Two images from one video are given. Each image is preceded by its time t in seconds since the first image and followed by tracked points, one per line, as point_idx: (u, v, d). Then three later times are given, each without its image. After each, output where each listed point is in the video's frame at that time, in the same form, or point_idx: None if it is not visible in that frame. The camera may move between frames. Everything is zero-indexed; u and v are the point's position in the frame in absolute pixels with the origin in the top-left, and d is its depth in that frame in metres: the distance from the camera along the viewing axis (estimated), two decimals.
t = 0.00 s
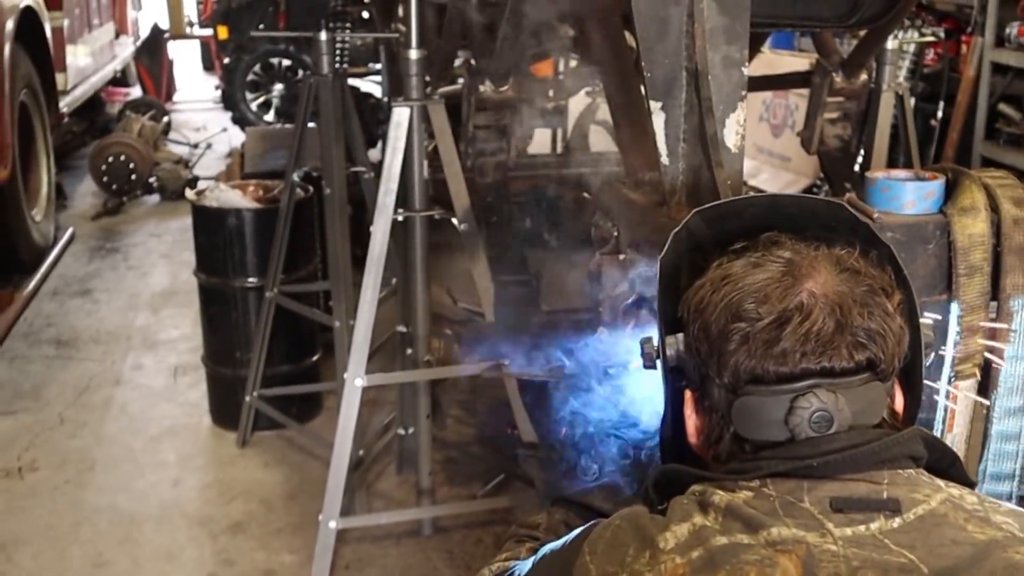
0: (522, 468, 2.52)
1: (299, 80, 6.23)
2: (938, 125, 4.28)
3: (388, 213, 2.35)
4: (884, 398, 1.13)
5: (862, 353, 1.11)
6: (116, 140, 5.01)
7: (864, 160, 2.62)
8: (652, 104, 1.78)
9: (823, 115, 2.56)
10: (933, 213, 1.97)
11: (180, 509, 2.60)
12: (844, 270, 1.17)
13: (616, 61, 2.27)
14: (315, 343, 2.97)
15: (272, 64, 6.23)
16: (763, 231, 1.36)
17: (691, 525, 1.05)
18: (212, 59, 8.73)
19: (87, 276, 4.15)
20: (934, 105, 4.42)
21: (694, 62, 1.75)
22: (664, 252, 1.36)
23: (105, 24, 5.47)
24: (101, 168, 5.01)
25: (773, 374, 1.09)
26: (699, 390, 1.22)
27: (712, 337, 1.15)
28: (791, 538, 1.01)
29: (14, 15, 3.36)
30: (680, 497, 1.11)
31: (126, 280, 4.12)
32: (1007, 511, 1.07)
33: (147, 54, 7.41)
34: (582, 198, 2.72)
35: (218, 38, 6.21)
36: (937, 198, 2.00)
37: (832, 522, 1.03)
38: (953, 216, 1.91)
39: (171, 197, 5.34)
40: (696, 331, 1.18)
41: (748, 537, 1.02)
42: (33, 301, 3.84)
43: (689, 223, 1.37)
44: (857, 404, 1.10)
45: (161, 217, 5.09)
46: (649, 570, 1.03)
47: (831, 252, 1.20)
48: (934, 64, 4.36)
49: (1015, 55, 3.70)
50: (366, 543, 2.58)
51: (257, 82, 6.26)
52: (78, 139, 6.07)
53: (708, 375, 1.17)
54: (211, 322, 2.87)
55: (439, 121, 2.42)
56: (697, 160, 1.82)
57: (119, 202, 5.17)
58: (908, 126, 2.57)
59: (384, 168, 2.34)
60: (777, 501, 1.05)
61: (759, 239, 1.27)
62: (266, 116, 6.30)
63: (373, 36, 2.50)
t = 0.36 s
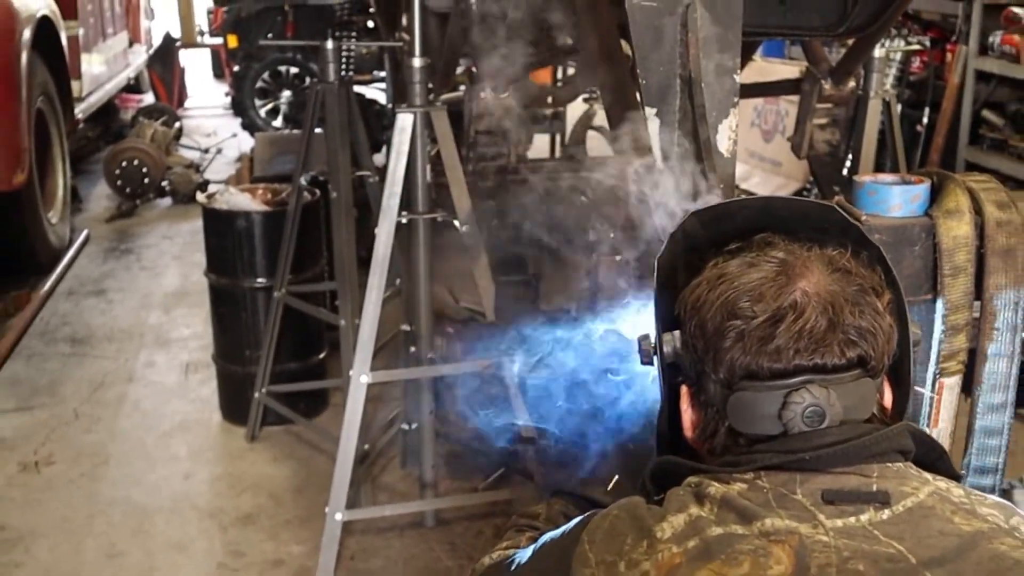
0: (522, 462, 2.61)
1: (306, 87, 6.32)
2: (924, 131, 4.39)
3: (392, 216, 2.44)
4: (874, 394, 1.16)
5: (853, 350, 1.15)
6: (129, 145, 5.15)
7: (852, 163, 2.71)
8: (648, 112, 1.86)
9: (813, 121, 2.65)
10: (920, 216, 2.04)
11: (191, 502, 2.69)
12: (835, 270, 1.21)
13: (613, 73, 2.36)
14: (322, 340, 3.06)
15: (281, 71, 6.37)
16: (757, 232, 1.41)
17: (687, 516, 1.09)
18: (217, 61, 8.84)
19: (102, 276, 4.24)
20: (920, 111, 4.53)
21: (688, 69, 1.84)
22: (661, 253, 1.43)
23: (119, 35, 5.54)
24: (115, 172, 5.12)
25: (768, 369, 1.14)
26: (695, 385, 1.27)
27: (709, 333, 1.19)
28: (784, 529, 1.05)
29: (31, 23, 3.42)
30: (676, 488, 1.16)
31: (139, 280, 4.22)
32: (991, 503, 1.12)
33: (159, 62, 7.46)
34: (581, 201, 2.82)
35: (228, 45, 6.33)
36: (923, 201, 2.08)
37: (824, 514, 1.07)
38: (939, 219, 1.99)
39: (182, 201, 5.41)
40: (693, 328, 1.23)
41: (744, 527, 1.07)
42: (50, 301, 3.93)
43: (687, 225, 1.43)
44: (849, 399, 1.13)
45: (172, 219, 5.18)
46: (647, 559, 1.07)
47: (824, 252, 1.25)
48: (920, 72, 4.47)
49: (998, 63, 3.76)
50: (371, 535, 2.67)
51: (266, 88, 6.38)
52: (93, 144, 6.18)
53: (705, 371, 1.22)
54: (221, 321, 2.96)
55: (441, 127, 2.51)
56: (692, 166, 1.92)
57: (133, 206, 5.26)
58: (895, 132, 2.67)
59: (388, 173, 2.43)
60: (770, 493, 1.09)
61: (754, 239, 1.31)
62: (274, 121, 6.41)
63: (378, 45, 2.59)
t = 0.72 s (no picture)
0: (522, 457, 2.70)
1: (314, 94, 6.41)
2: (909, 136, 4.52)
3: (396, 218, 2.54)
4: (866, 391, 1.16)
5: (846, 348, 1.14)
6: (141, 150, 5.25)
7: (840, 168, 2.81)
8: (643, 116, 1.92)
9: (802, 128, 2.74)
10: (904, 218, 2.11)
11: (202, 495, 2.79)
12: (830, 269, 1.20)
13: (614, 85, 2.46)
14: (329, 338, 3.16)
15: (289, 78, 6.45)
16: (750, 234, 1.42)
17: (684, 507, 1.07)
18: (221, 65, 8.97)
19: (116, 276, 4.35)
20: (905, 117, 4.66)
21: (680, 79, 1.90)
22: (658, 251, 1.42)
23: (132, 43, 5.64)
24: (129, 176, 5.23)
25: (763, 366, 1.13)
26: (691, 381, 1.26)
27: (705, 330, 1.18)
28: (778, 521, 1.03)
29: (48, 33, 3.50)
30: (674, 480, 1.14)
31: (152, 280, 4.32)
32: (977, 496, 1.10)
33: (172, 69, 7.61)
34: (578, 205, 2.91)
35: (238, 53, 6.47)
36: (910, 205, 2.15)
37: (817, 506, 1.05)
38: (923, 221, 2.06)
39: (194, 204, 5.53)
40: (689, 323, 1.22)
41: (740, 518, 1.05)
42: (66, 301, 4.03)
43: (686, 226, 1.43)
44: (842, 395, 1.13)
45: (185, 221, 5.28)
46: (645, 548, 1.05)
47: (818, 252, 1.24)
48: (905, 80, 4.60)
49: (982, 71, 3.88)
50: (376, 526, 2.76)
51: (274, 95, 6.46)
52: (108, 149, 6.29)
53: (700, 368, 1.21)
54: (232, 320, 3.05)
55: (444, 132, 2.60)
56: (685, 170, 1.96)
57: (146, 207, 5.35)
58: (881, 137, 2.77)
59: (393, 177, 2.52)
60: (765, 486, 1.07)
61: (749, 238, 1.30)
62: (283, 127, 6.48)
63: (383, 53, 2.69)
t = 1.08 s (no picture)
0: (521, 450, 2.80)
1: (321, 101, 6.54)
2: (895, 142, 4.66)
3: (401, 220, 2.64)
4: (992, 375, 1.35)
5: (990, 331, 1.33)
6: (155, 155, 5.33)
7: (829, 172, 2.92)
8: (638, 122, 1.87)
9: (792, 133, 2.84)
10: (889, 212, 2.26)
11: (213, 487, 2.89)
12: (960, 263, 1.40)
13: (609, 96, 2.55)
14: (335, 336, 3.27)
15: (298, 86, 6.62)
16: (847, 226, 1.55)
17: (812, 458, 1.24)
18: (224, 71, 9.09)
19: (131, 277, 4.46)
20: (891, 123, 4.81)
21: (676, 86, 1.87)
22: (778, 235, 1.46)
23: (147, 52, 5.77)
24: (143, 180, 5.28)
25: (943, 342, 1.28)
26: (837, 355, 1.35)
27: (882, 309, 1.30)
28: (900, 481, 1.20)
29: (65, 42, 3.60)
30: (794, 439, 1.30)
31: (165, 280, 4.42)
32: None
33: (184, 78, 7.65)
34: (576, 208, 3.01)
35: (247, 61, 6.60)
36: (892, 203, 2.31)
37: (935, 475, 1.22)
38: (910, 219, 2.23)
39: (205, 207, 5.65)
40: (856, 300, 1.33)
41: (862, 474, 1.22)
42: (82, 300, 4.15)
43: (802, 215, 1.49)
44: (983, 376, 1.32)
45: (197, 224, 5.38)
46: (774, 488, 1.22)
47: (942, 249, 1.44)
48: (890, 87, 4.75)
49: (966, 79, 4.00)
50: (381, 517, 2.86)
51: (283, 102, 6.62)
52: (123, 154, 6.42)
53: (864, 343, 1.32)
54: (242, 319, 3.16)
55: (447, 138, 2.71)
56: (679, 176, 1.91)
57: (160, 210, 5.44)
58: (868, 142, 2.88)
59: (398, 181, 2.63)
60: (889, 448, 1.25)
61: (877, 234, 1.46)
62: (291, 133, 6.61)
63: (387, 62, 2.79)
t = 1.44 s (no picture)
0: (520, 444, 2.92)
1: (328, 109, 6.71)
2: (880, 148, 4.83)
3: (405, 223, 2.75)
4: None
5: None
6: (168, 160, 5.44)
7: (817, 176, 3.03)
8: (633, 128, 1.74)
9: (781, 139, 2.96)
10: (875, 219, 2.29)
11: (224, 480, 3.00)
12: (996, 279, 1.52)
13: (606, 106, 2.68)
14: (341, 334, 3.39)
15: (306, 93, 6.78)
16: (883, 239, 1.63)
17: (896, 433, 1.25)
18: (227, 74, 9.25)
19: (146, 277, 4.58)
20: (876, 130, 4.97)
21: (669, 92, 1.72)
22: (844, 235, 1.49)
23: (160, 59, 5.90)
24: (157, 184, 5.41)
25: (1004, 344, 1.37)
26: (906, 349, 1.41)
27: (954, 311, 1.38)
28: (974, 459, 1.23)
29: (82, 51, 3.72)
30: (872, 415, 1.32)
31: (178, 280, 4.54)
32: None
33: (196, 86, 8.01)
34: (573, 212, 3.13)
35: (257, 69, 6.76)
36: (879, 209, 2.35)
37: (1004, 456, 1.25)
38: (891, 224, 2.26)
39: (216, 210, 5.77)
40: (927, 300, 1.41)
41: (942, 448, 1.24)
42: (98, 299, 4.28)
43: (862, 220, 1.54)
44: None
45: (209, 226, 5.51)
46: (865, 455, 1.23)
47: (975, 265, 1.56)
48: (875, 95, 4.90)
49: (948, 87, 4.14)
50: (387, 509, 2.97)
51: (292, 109, 6.74)
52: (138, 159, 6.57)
53: (934, 341, 1.39)
54: (252, 317, 3.28)
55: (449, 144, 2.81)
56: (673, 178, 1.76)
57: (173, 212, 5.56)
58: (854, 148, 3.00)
59: (401, 185, 2.74)
60: (960, 431, 1.27)
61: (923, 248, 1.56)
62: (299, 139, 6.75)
63: (392, 70, 2.90)
